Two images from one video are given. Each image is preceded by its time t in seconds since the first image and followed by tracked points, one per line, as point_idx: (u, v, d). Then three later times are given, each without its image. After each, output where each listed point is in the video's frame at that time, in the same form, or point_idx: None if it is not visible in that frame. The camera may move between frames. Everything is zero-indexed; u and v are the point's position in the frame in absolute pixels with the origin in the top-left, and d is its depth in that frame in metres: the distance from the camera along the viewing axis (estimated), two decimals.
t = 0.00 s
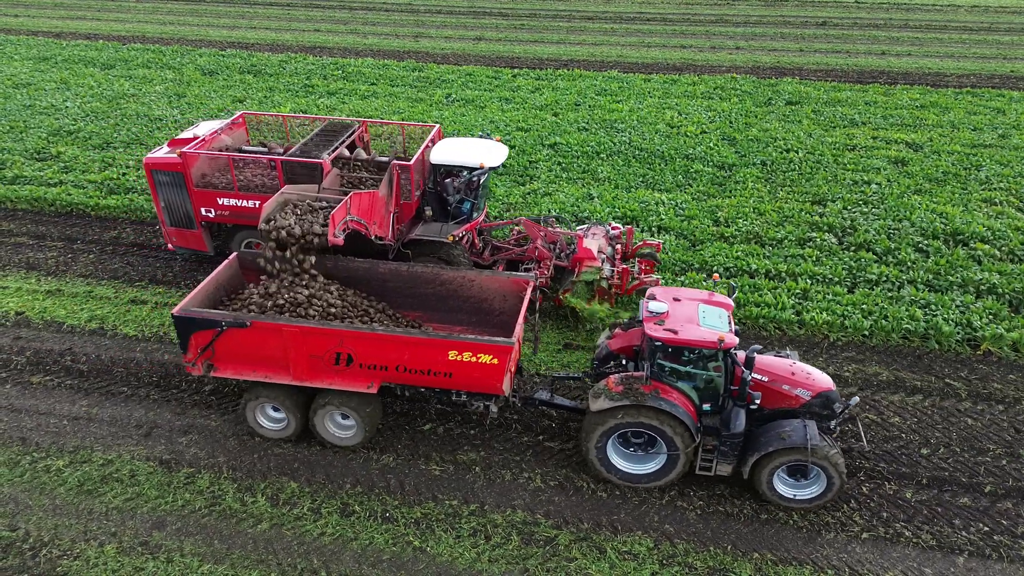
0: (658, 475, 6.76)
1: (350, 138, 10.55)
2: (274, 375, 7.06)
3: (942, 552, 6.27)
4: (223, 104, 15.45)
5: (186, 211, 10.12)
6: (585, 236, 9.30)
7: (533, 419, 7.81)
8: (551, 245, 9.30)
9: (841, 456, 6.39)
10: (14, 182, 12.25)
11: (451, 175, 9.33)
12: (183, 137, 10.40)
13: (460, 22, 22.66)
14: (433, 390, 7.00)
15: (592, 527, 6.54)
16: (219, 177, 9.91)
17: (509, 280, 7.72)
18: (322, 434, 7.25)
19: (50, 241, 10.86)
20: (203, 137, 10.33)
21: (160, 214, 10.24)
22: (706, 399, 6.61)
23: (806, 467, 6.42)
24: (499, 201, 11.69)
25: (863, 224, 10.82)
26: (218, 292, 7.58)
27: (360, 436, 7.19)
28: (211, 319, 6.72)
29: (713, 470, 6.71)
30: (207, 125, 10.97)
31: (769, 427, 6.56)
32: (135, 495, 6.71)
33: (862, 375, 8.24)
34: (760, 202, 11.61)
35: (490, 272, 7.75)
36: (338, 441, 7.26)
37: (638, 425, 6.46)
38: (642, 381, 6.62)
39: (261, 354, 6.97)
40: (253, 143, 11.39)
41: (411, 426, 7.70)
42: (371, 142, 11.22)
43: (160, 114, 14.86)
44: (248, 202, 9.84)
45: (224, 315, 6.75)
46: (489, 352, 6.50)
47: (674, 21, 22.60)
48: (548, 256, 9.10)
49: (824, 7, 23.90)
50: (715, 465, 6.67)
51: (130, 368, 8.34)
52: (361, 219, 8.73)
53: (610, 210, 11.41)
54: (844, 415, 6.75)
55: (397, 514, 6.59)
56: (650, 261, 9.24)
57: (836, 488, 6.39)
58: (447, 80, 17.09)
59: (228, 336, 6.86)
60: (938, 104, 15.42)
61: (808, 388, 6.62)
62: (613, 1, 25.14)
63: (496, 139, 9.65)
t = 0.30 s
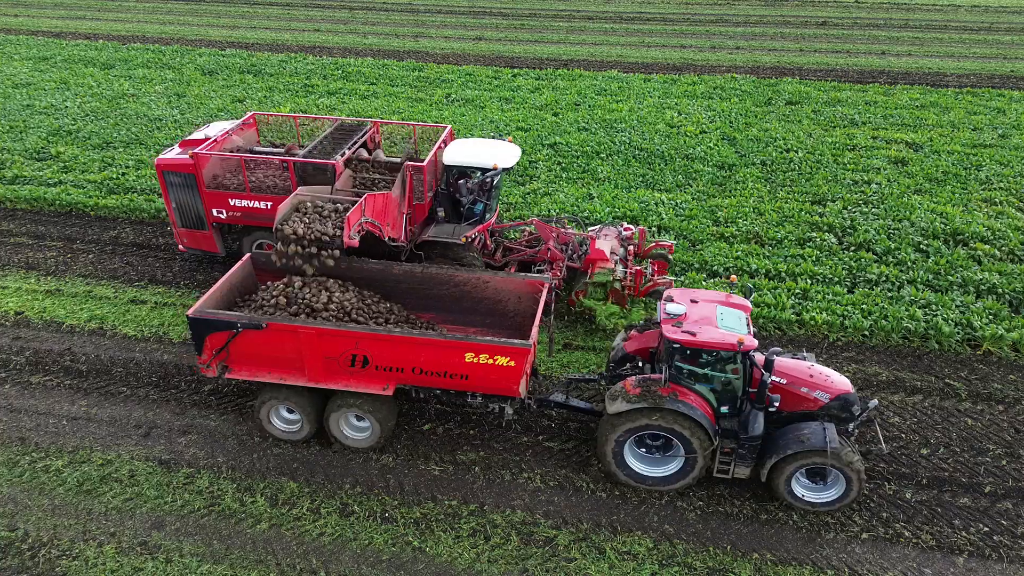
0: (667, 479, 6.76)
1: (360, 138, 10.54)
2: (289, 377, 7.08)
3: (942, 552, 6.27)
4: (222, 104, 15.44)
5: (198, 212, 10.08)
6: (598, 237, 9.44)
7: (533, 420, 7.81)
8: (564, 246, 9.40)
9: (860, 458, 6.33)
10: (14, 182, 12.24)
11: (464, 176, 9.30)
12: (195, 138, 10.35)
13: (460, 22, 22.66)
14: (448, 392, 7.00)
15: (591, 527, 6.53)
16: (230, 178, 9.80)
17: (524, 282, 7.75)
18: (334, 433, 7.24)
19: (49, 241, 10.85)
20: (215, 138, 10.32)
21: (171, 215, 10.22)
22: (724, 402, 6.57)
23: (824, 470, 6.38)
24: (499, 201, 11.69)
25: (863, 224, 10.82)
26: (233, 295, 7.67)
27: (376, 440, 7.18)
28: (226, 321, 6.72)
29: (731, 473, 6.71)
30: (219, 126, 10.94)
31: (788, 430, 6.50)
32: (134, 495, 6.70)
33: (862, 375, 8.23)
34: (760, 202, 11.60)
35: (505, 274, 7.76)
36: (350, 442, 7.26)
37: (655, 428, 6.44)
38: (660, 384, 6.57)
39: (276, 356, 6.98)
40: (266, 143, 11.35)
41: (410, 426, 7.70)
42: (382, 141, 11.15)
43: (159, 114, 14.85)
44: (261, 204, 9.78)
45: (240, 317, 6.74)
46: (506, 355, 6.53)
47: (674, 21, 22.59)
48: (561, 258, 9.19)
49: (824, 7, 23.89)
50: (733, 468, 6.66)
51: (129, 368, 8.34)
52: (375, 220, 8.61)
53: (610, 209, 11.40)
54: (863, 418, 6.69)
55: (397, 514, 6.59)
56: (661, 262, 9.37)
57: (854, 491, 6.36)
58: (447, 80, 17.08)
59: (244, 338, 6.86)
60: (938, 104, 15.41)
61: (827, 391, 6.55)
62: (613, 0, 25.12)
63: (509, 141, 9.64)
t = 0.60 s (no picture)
0: (670, 483, 6.73)
1: (370, 140, 10.55)
2: (299, 379, 7.04)
3: (937, 553, 6.27)
4: (220, 104, 15.44)
5: (206, 214, 10.07)
6: (607, 239, 9.40)
7: (529, 420, 7.81)
8: (573, 248, 9.41)
9: (875, 462, 6.28)
10: (11, 182, 12.24)
11: (474, 178, 9.35)
12: (202, 140, 10.29)
13: (459, 22, 22.66)
14: (460, 395, 6.97)
15: (586, 527, 6.53)
16: (239, 179, 9.82)
17: (535, 284, 7.77)
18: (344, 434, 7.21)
19: (46, 241, 10.85)
20: (222, 140, 10.27)
21: (179, 216, 10.18)
22: (738, 406, 6.51)
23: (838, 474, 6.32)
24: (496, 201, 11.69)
25: (860, 224, 10.82)
26: (245, 296, 7.65)
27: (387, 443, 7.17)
28: (238, 323, 6.71)
29: (744, 476, 6.70)
30: (227, 127, 10.98)
31: (802, 434, 6.46)
32: (129, 495, 6.70)
33: (858, 375, 8.23)
34: (757, 202, 11.60)
35: (516, 276, 7.79)
36: (361, 444, 7.24)
37: (670, 431, 6.39)
38: (674, 387, 6.51)
39: (286, 358, 6.95)
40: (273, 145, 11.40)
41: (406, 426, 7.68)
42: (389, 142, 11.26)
43: (157, 114, 14.85)
44: (270, 205, 9.83)
45: (251, 319, 6.73)
46: (519, 357, 6.51)
47: (672, 21, 22.59)
48: (570, 259, 9.19)
49: (823, 7, 23.90)
50: (746, 472, 6.65)
51: (125, 368, 8.33)
52: (386, 222, 8.64)
53: (607, 210, 11.41)
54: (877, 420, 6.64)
55: (392, 515, 6.59)
56: (671, 265, 9.41)
57: (868, 494, 6.31)
58: (445, 80, 17.09)
59: (255, 340, 6.84)
60: (936, 105, 15.41)
61: (841, 395, 6.50)
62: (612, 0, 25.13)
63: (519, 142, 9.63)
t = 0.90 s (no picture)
0: (666, 484, 6.74)
1: (376, 143, 10.56)
2: (309, 382, 7.03)
3: (929, 554, 6.27)
4: (217, 104, 15.43)
5: (213, 216, 10.06)
6: (614, 241, 9.41)
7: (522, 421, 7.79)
8: (581, 249, 9.31)
9: (887, 465, 6.27)
10: (6, 182, 12.24)
11: (482, 180, 9.34)
12: (208, 142, 10.27)
13: (456, 22, 22.66)
14: (469, 397, 6.95)
15: (578, 528, 6.52)
16: (246, 181, 9.84)
17: (544, 286, 7.73)
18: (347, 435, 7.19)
19: (41, 241, 10.84)
20: (229, 141, 10.19)
21: (185, 218, 10.17)
22: (749, 408, 6.54)
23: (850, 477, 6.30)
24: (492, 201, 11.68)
25: (855, 224, 10.82)
26: (251, 298, 7.66)
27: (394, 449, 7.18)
28: (247, 325, 6.71)
29: (755, 480, 6.66)
30: (233, 129, 10.91)
31: (814, 437, 6.44)
32: (121, 496, 6.69)
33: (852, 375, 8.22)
34: (753, 202, 11.61)
35: (525, 277, 7.75)
36: (366, 447, 7.22)
37: (680, 434, 6.38)
38: (684, 390, 6.52)
39: (295, 361, 6.94)
40: (278, 147, 11.40)
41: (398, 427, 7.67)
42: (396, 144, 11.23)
43: (153, 114, 14.85)
44: (276, 207, 9.78)
45: (260, 321, 6.73)
46: (529, 360, 6.46)
47: (670, 21, 22.59)
48: (578, 261, 9.11)
49: (821, 7, 23.89)
50: (758, 475, 6.61)
51: (119, 369, 8.33)
52: (395, 224, 8.73)
53: (603, 210, 11.40)
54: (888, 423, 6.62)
55: (384, 516, 6.58)
56: (679, 266, 9.45)
57: (881, 498, 6.29)
58: (442, 80, 17.08)
59: (264, 342, 6.83)
60: (933, 105, 15.42)
61: (853, 397, 6.48)
62: (610, 0, 25.13)
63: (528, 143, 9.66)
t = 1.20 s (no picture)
0: (664, 484, 6.73)
1: (382, 143, 10.56)
2: (316, 385, 7.06)
3: (919, 555, 6.27)
4: (212, 104, 15.42)
5: (218, 217, 10.06)
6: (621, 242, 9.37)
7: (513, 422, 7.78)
8: (587, 251, 9.28)
9: (898, 469, 6.23)
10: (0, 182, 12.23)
11: (488, 181, 9.34)
12: (213, 142, 10.34)
13: (453, 22, 22.64)
14: (476, 400, 6.96)
15: (568, 529, 6.51)
16: (250, 182, 9.78)
17: (551, 288, 7.74)
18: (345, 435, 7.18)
19: (35, 241, 10.84)
20: (235, 142, 10.25)
21: (190, 220, 10.17)
22: (758, 412, 6.54)
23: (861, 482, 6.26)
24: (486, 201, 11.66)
25: (849, 225, 10.81)
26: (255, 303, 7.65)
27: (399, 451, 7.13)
28: (253, 328, 6.71)
29: (764, 483, 6.64)
30: (237, 130, 10.90)
31: (824, 441, 6.41)
32: (111, 497, 6.69)
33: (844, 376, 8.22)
34: (747, 202, 11.60)
35: (532, 279, 7.77)
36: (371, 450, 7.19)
37: (688, 437, 6.37)
38: (694, 393, 6.50)
39: (302, 364, 6.96)
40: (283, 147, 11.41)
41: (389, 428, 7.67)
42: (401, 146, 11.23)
43: (148, 114, 14.84)
44: (281, 208, 9.76)
45: (267, 324, 6.73)
46: (537, 363, 6.46)
47: (667, 21, 22.56)
48: (584, 263, 9.13)
49: (818, 7, 23.88)
50: (767, 479, 6.59)
51: (111, 370, 8.32)
52: (401, 226, 8.67)
53: (597, 211, 11.39)
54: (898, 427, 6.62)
55: (373, 517, 6.57)
56: (685, 268, 9.43)
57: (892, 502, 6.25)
58: (438, 80, 17.07)
59: (270, 345, 6.85)
60: (929, 105, 15.40)
61: (863, 401, 6.48)
62: (607, 0, 25.11)
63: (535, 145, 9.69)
